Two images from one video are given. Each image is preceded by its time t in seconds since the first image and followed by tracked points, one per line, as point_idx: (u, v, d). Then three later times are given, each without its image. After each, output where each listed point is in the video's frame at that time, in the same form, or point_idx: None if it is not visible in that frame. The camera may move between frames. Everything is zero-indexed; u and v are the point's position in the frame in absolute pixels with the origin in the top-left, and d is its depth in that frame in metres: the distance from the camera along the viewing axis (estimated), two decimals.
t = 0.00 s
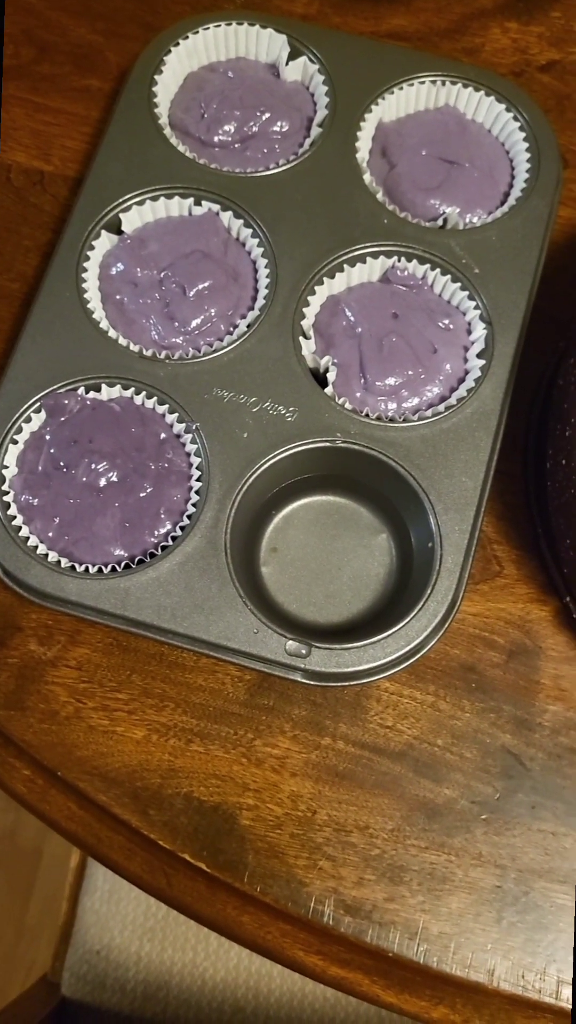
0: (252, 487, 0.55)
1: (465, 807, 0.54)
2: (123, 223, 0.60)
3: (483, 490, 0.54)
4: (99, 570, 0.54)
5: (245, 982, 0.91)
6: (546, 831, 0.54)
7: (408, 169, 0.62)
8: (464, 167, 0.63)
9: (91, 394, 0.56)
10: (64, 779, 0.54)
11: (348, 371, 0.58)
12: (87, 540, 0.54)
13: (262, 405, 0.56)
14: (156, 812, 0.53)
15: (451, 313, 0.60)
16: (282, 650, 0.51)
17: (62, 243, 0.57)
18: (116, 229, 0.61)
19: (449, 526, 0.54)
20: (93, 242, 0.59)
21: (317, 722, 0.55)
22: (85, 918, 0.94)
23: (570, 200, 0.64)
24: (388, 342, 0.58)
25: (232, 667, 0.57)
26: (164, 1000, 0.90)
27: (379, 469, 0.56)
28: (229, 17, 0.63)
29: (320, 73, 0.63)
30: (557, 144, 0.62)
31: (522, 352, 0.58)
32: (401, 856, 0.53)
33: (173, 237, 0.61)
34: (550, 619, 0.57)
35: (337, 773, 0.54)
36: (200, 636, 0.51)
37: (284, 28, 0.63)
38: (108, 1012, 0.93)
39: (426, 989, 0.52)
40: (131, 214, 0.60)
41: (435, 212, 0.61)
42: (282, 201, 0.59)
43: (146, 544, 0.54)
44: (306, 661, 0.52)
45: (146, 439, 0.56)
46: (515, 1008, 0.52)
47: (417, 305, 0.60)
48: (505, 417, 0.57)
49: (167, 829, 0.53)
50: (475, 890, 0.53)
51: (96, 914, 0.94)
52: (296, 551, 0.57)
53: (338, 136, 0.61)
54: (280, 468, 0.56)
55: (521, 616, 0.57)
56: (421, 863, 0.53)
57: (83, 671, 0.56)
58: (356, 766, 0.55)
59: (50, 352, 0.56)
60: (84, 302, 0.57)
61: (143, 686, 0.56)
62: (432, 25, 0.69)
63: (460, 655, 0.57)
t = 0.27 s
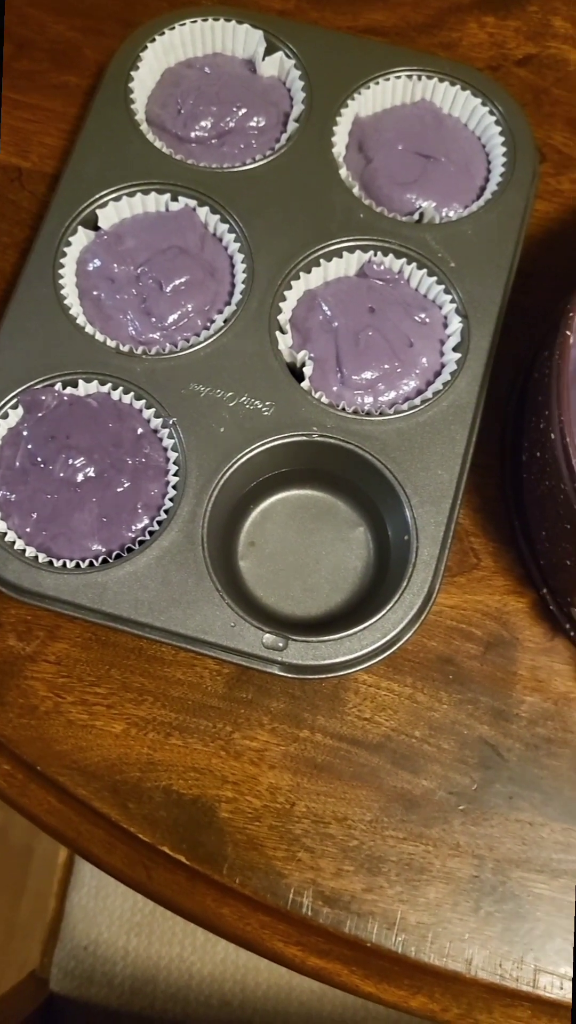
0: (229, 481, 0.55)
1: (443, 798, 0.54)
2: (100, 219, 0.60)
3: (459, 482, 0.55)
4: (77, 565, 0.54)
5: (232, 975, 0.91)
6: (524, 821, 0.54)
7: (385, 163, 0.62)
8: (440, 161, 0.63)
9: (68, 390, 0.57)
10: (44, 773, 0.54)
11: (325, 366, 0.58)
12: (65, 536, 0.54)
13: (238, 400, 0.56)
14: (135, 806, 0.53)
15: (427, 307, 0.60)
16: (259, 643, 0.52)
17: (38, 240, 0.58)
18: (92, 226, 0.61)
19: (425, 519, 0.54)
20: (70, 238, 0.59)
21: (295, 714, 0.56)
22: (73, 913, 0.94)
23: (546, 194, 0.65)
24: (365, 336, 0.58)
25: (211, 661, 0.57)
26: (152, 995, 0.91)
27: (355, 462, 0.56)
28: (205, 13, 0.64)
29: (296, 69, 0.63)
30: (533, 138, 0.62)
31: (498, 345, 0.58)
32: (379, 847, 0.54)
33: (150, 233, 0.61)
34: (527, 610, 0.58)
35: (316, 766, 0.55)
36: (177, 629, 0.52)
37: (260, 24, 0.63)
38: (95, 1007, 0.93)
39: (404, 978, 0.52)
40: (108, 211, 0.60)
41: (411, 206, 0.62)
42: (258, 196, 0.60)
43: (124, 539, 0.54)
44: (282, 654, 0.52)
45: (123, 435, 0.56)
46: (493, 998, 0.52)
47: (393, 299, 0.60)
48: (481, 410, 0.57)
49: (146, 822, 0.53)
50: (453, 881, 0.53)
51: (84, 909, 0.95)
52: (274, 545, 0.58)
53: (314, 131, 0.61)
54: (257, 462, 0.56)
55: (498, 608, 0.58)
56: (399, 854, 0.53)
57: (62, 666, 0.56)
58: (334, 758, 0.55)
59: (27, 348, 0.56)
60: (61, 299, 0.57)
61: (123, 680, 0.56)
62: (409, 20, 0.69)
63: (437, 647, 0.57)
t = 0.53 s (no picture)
0: (210, 476, 0.55)
1: (427, 790, 0.54)
2: (79, 215, 0.60)
3: (440, 475, 0.55)
4: (58, 562, 0.54)
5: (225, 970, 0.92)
6: (508, 813, 0.54)
7: (364, 156, 0.62)
8: (420, 154, 0.63)
9: (49, 387, 0.57)
10: (28, 770, 0.54)
11: (305, 360, 0.58)
12: (47, 533, 0.54)
13: (219, 395, 0.56)
14: (120, 801, 0.54)
15: (408, 300, 0.60)
16: (241, 637, 0.52)
17: (17, 237, 0.57)
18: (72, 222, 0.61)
19: (407, 511, 0.54)
20: (49, 234, 0.59)
21: (279, 708, 0.56)
22: (65, 911, 0.95)
23: (527, 185, 0.65)
24: (345, 329, 0.58)
25: (195, 656, 0.57)
26: (144, 991, 0.91)
27: (337, 456, 0.57)
28: (184, 8, 0.63)
29: (275, 63, 0.63)
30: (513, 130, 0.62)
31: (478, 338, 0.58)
32: (364, 840, 0.54)
33: (129, 229, 0.61)
34: (510, 602, 0.58)
35: (300, 760, 0.55)
36: (159, 625, 0.52)
37: (238, 18, 0.63)
38: (88, 1004, 0.93)
39: (390, 971, 0.52)
40: (88, 207, 0.60)
41: (391, 199, 0.62)
42: (238, 190, 0.60)
43: (106, 535, 0.54)
44: (265, 648, 0.52)
45: (104, 431, 0.56)
46: (479, 988, 0.52)
47: (373, 293, 0.60)
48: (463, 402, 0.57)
49: (131, 817, 0.53)
50: (437, 872, 0.53)
51: (76, 906, 0.95)
52: (257, 540, 0.58)
53: (293, 125, 0.61)
54: (238, 457, 0.56)
55: (481, 600, 0.58)
56: (383, 846, 0.54)
57: (45, 663, 0.56)
58: (319, 752, 0.55)
59: (7, 345, 0.56)
60: (41, 296, 0.57)
61: (107, 676, 0.56)
62: (389, 12, 0.69)
63: (421, 640, 0.57)
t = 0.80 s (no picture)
0: (181, 474, 0.55)
1: (402, 785, 0.54)
2: (48, 214, 0.60)
3: (411, 469, 0.55)
4: (29, 562, 0.54)
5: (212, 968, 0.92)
6: (484, 806, 0.54)
7: (334, 152, 0.62)
8: (390, 149, 0.63)
9: (18, 387, 0.56)
10: (2, 771, 0.54)
11: (276, 356, 0.58)
12: (18, 533, 0.54)
13: (190, 392, 0.56)
14: (95, 801, 0.54)
15: (378, 295, 0.60)
16: (213, 634, 0.52)
17: None
18: (41, 221, 0.61)
19: (378, 506, 0.54)
20: (18, 234, 0.59)
21: (254, 705, 0.56)
22: (52, 911, 0.95)
23: (498, 180, 0.66)
24: (315, 325, 0.58)
25: (169, 654, 0.57)
26: (132, 990, 0.92)
27: (309, 452, 0.56)
28: (151, 5, 0.63)
29: (243, 60, 0.63)
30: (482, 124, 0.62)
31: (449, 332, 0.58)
32: (340, 835, 0.54)
33: (99, 227, 0.61)
34: (484, 595, 0.58)
35: (275, 756, 0.55)
36: (131, 623, 0.52)
37: (206, 15, 0.63)
38: (77, 1004, 0.93)
39: (367, 965, 0.52)
40: (56, 206, 0.60)
41: (361, 194, 0.61)
42: (207, 187, 0.59)
43: (77, 534, 0.54)
44: (237, 645, 0.52)
45: (75, 430, 0.56)
46: (455, 982, 0.52)
47: (344, 288, 0.60)
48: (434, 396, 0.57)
49: (106, 817, 0.53)
50: (413, 867, 0.53)
51: (63, 906, 0.95)
52: (230, 537, 0.58)
53: (261, 121, 0.61)
54: (210, 454, 0.56)
55: (455, 594, 0.58)
56: (359, 841, 0.54)
57: (19, 663, 0.56)
58: (294, 748, 0.55)
59: None
60: (9, 296, 0.57)
61: (81, 676, 0.56)
62: (358, 7, 0.69)
63: (395, 634, 0.57)
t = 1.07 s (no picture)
0: (145, 474, 0.55)
1: (371, 782, 0.54)
2: (10, 215, 0.60)
3: (375, 465, 0.55)
4: None
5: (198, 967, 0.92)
6: (453, 801, 0.54)
7: (297, 148, 0.62)
8: (353, 144, 0.63)
9: None
10: None
11: (240, 354, 0.58)
12: None
13: (153, 391, 0.55)
14: (63, 802, 0.53)
15: (342, 291, 0.60)
16: (178, 634, 0.52)
17: None
18: (3, 222, 0.60)
19: (343, 503, 0.54)
20: None
21: (222, 704, 0.56)
22: (38, 912, 0.94)
23: (463, 173, 0.66)
24: (279, 322, 0.58)
25: (137, 654, 0.57)
26: (119, 989, 0.91)
27: (273, 450, 0.56)
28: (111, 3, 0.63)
29: (205, 57, 0.63)
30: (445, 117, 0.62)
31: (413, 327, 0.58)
32: (310, 833, 0.53)
33: (61, 227, 0.61)
34: (452, 590, 0.58)
35: (243, 754, 0.55)
36: (95, 623, 0.51)
37: (166, 12, 0.63)
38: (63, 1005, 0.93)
39: (338, 963, 0.52)
40: (17, 206, 0.60)
41: (325, 190, 0.61)
42: (169, 185, 0.59)
43: (41, 536, 0.54)
44: (202, 644, 0.52)
45: (38, 431, 0.56)
46: (426, 977, 0.52)
47: (307, 285, 0.60)
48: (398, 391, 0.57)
49: (75, 818, 0.53)
50: (383, 863, 0.53)
51: (48, 907, 0.94)
52: (197, 537, 0.57)
53: (223, 118, 0.61)
54: (174, 453, 0.56)
55: (423, 589, 0.58)
56: (328, 839, 0.53)
57: None
58: (263, 746, 0.55)
59: None
60: None
61: (48, 678, 0.56)
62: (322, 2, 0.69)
63: (363, 631, 0.57)
